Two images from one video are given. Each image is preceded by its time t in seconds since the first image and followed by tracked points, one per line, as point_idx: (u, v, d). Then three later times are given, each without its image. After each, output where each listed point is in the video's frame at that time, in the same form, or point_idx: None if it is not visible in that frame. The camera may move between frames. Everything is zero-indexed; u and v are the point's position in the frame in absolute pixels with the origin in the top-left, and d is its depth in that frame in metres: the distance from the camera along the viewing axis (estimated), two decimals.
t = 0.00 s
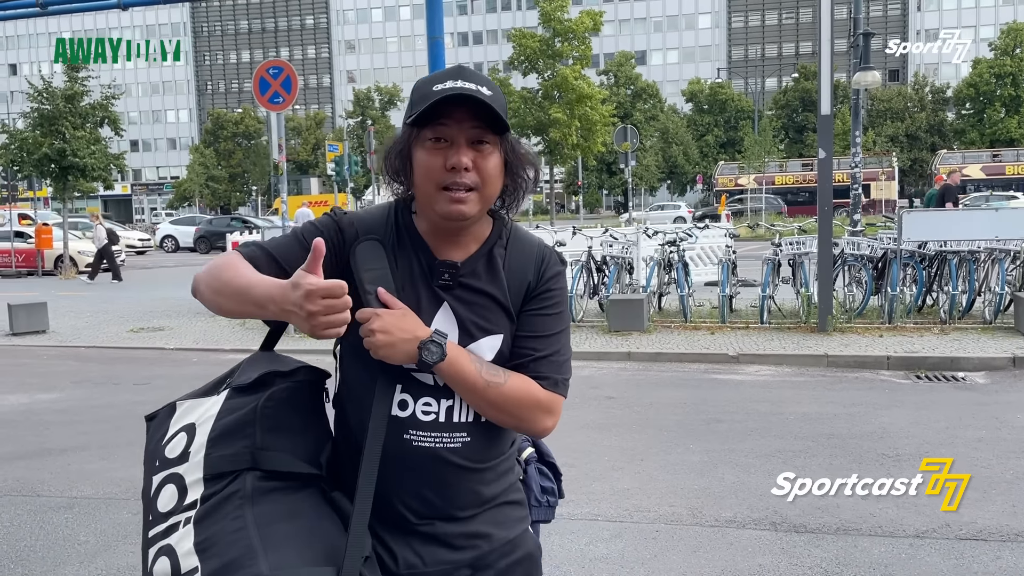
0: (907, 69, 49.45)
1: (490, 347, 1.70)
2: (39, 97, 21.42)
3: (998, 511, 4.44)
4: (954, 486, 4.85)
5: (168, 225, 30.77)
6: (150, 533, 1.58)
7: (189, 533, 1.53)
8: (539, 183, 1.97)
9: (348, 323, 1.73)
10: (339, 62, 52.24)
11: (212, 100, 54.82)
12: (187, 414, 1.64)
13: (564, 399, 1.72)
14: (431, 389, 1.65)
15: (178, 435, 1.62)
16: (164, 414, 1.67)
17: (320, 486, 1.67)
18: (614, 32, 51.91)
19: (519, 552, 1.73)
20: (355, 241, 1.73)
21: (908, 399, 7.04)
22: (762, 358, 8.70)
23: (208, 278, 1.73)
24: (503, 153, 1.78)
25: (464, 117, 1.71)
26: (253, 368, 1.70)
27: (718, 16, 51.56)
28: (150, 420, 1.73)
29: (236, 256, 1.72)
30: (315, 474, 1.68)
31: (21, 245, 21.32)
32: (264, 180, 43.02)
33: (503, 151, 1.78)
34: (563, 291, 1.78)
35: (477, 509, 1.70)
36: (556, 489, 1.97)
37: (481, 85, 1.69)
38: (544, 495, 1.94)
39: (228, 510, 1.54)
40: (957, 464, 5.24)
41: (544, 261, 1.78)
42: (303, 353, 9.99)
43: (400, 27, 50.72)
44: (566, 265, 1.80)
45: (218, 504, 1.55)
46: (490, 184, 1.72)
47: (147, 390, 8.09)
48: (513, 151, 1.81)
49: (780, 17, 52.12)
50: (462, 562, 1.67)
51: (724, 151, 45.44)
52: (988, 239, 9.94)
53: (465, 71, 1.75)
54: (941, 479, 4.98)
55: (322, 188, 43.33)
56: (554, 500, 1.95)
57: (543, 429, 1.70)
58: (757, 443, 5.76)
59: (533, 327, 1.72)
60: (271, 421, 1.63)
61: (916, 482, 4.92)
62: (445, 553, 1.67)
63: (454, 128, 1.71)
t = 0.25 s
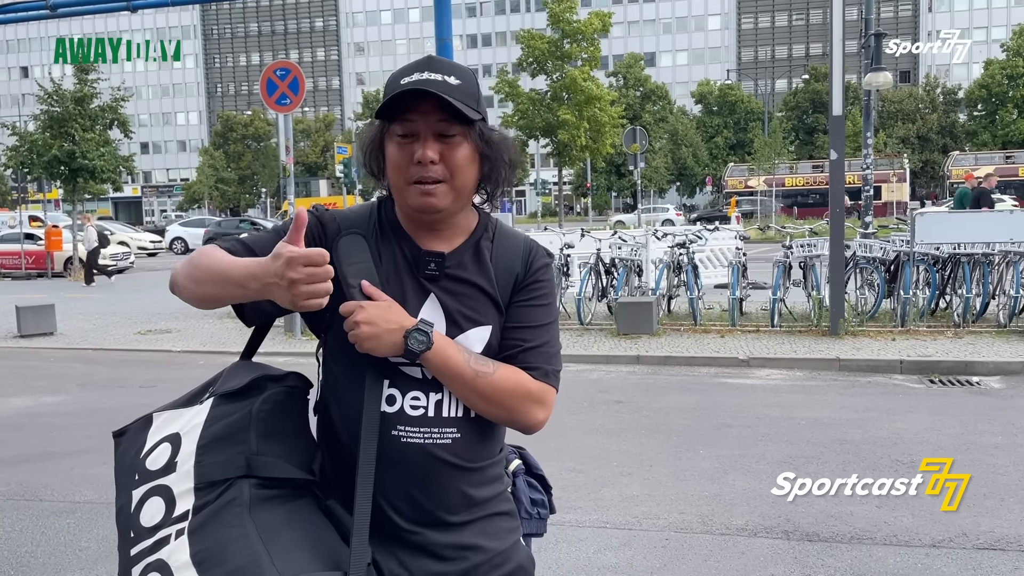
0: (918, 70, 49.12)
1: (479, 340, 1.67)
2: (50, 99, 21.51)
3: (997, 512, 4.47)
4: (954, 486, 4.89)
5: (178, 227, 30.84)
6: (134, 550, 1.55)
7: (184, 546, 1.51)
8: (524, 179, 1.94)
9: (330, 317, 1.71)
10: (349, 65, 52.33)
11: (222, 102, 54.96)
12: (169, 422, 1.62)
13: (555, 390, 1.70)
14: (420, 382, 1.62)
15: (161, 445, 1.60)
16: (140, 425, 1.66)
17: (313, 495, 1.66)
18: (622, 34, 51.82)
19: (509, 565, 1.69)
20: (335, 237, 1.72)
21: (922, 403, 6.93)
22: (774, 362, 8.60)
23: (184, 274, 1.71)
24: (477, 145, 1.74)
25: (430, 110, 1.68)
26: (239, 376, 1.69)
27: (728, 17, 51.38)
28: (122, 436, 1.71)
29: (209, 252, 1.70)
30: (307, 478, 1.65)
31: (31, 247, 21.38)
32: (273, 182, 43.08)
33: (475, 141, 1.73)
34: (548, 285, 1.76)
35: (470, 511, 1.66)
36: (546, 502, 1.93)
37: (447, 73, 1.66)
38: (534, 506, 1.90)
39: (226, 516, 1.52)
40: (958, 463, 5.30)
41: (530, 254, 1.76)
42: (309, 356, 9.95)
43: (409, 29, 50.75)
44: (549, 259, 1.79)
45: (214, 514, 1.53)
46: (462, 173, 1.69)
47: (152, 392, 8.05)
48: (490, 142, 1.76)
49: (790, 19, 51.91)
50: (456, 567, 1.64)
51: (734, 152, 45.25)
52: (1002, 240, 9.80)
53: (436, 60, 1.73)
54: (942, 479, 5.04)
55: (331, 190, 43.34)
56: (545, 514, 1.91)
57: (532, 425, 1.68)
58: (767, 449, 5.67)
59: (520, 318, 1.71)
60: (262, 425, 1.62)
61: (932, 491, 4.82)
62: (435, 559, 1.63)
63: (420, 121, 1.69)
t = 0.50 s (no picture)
0: (925, 73, 48.91)
1: (496, 335, 1.69)
2: (57, 103, 21.54)
3: (1005, 516, 4.45)
4: (954, 486, 4.95)
5: (185, 230, 30.84)
6: (150, 560, 1.50)
7: (206, 552, 1.48)
8: (530, 178, 1.94)
9: (343, 317, 1.68)
10: (355, 68, 52.36)
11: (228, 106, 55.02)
12: (181, 426, 1.57)
13: (571, 385, 1.73)
14: (439, 378, 1.62)
15: (174, 451, 1.55)
16: (148, 430, 1.59)
17: (332, 498, 1.66)
18: (629, 37, 51.80)
19: (524, 567, 1.70)
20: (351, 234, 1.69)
21: (933, 409, 6.86)
22: (783, 366, 8.52)
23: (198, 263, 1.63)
24: (489, 138, 1.73)
25: (442, 102, 1.67)
26: (250, 379, 1.65)
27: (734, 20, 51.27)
28: (121, 446, 1.63)
29: (222, 241, 1.62)
30: (324, 481, 1.65)
31: (38, 250, 21.42)
32: (279, 185, 43.12)
33: (486, 135, 1.71)
34: (559, 281, 1.77)
35: (487, 509, 1.66)
36: (551, 501, 1.91)
37: (461, 68, 1.66)
38: (541, 507, 1.89)
39: (250, 520, 1.51)
40: (956, 463, 5.35)
41: (540, 250, 1.78)
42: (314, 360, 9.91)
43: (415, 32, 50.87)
44: (560, 253, 1.80)
45: (235, 519, 1.51)
46: (471, 167, 1.68)
47: (157, 396, 8.03)
48: (501, 136, 1.74)
49: (796, 22, 51.82)
50: (476, 567, 1.64)
51: (740, 155, 45.16)
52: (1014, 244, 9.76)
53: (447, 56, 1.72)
54: (941, 479, 5.10)
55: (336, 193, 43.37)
56: (551, 514, 1.89)
57: (548, 421, 1.72)
58: (777, 454, 5.61)
59: (534, 313, 1.73)
60: (282, 428, 1.61)
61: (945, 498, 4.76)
62: (453, 562, 1.63)
63: (431, 112, 1.67)
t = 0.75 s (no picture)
0: (927, 75, 48.79)
1: (537, 343, 1.70)
2: (60, 107, 21.52)
3: (1020, 523, 4.38)
4: (953, 486, 4.99)
5: (191, 234, 30.85)
6: (185, 571, 1.44)
7: (245, 564, 1.42)
8: (565, 192, 1.99)
9: (383, 325, 1.65)
10: (358, 72, 52.45)
11: (231, 110, 55.09)
12: (213, 435, 1.51)
13: (610, 392, 1.75)
14: (484, 388, 1.62)
15: (208, 460, 1.49)
16: (177, 440, 1.52)
17: (366, 506, 1.58)
18: (631, 40, 51.81)
19: (558, 568, 1.72)
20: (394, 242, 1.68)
21: (943, 413, 6.80)
22: (790, 370, 8.46)
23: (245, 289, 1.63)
24: (534, 148, 1.78)
25: (494, 109, 1.70)
26: (279, 387, 1.59)
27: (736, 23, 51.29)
28: (150, 454, 1.56)
29: (268, 263, 1.63)
30: (358, 489, 1.58)
31: (41, 254, 21.39)
32: (282, 189, 43.09)
33: (533, 144, 1.76)
34: (594, 290, 1.81)
35: (526, 514, 1.67)
36: (573, 504, 1.91)
37: (511, 78, 1.68)
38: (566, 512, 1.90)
39: (287, 531, 1.44)
40: (954, 462, 5.39)
41: (576, 260, 1.80)
42: (318, 363, 9.84)
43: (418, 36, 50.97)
44: (593, 264, 1.84)
45: (273, 528, 1.45)
46: (521, 175, 1.71)
47: (160, 401, 7.98)
48: (546, 147, 1.80)
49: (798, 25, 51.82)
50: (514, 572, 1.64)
51: (743, 158, 45.08)
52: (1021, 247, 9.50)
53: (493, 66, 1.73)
54: (941, 479, 5.13)
55: (339, 197, 43.34)
56: (571, 514, 1.89)
57: (585, 428, 1.74)
58: (786, 460, 5.54)
59: (573, 321, 1.75)
60: (316, 435, 1.56)
61: (959, 504, 4.70)
62: (490, 566, 1.63)
63: (484, 120, 1.69)
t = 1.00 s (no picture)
0: (926, 78, 48.73)
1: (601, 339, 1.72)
2: (60, 111, 21.46)
3: None
4: (943, 486, 5.02)
5: (196, 238, 30.73)
6: (261, 558, 1.49)
7: (319, 548, 1.46)
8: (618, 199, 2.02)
9: (452, 319, 1.65)
10: (357, 76, 52.48)
11: (230, 114, 55.09)
12: (287, 426, 1.58)
13: (670, 386, 1.78)
14: (553, 383, 1.63)
15: (280, 450, 1.56)
16: (250, 432, 1.61)
17: (432, 500, 1.61)
18: (630, 43, 51.83)
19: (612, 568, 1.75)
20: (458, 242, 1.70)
21: (951, 417, 6.73)
22: (794, 375, 8.39)
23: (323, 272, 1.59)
24: (593, 156, 1.81)
25: (556, 118, 1.72)
26: (348, 382, 1.64)
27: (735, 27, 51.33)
28: (223, 447, 1.65)
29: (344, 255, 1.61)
30: (423, 483, 1.61)
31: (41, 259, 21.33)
32: (282, 193, 43.08)
33: (593, 152, 1.79)
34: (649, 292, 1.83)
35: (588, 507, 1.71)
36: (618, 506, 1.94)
37: (573, 86, 1.71)
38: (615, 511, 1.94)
39: (361, 518, 1.48)
40: (947, 463, 5.45)
41: (630, 261, 1.83)
42: (319, 368, 9.78)
43: (417, 40, 51.06)
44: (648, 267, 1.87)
45: (345, 515, 1.48)
46: (580, 179, 1.74)
47: (161, 406, 7.91)
48: (604, 156, 1.83)
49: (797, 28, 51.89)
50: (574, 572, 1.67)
51: (743, 161, 45.07)
52: None
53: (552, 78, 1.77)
54: (932, 479, 5.17)
55: (339, 201, 43.28)
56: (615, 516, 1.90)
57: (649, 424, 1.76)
58: (795, 466, 5.48)
59: (633, 319, 1.78)
60: (385, 428, 1.60)
61: (971, 510, 4.63)
62: (553, 564, 1.65)
63: (546, 129, 1.73)
